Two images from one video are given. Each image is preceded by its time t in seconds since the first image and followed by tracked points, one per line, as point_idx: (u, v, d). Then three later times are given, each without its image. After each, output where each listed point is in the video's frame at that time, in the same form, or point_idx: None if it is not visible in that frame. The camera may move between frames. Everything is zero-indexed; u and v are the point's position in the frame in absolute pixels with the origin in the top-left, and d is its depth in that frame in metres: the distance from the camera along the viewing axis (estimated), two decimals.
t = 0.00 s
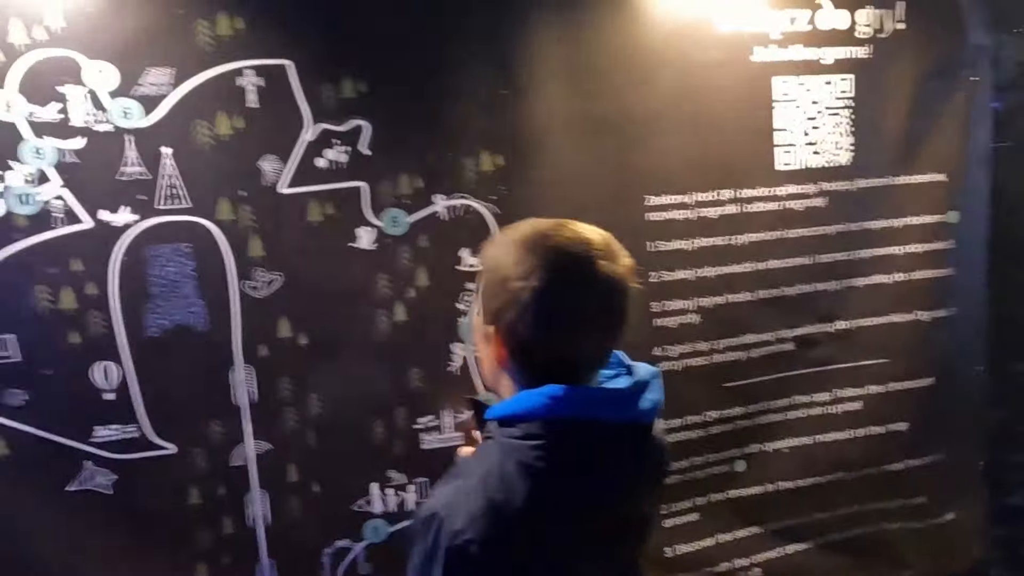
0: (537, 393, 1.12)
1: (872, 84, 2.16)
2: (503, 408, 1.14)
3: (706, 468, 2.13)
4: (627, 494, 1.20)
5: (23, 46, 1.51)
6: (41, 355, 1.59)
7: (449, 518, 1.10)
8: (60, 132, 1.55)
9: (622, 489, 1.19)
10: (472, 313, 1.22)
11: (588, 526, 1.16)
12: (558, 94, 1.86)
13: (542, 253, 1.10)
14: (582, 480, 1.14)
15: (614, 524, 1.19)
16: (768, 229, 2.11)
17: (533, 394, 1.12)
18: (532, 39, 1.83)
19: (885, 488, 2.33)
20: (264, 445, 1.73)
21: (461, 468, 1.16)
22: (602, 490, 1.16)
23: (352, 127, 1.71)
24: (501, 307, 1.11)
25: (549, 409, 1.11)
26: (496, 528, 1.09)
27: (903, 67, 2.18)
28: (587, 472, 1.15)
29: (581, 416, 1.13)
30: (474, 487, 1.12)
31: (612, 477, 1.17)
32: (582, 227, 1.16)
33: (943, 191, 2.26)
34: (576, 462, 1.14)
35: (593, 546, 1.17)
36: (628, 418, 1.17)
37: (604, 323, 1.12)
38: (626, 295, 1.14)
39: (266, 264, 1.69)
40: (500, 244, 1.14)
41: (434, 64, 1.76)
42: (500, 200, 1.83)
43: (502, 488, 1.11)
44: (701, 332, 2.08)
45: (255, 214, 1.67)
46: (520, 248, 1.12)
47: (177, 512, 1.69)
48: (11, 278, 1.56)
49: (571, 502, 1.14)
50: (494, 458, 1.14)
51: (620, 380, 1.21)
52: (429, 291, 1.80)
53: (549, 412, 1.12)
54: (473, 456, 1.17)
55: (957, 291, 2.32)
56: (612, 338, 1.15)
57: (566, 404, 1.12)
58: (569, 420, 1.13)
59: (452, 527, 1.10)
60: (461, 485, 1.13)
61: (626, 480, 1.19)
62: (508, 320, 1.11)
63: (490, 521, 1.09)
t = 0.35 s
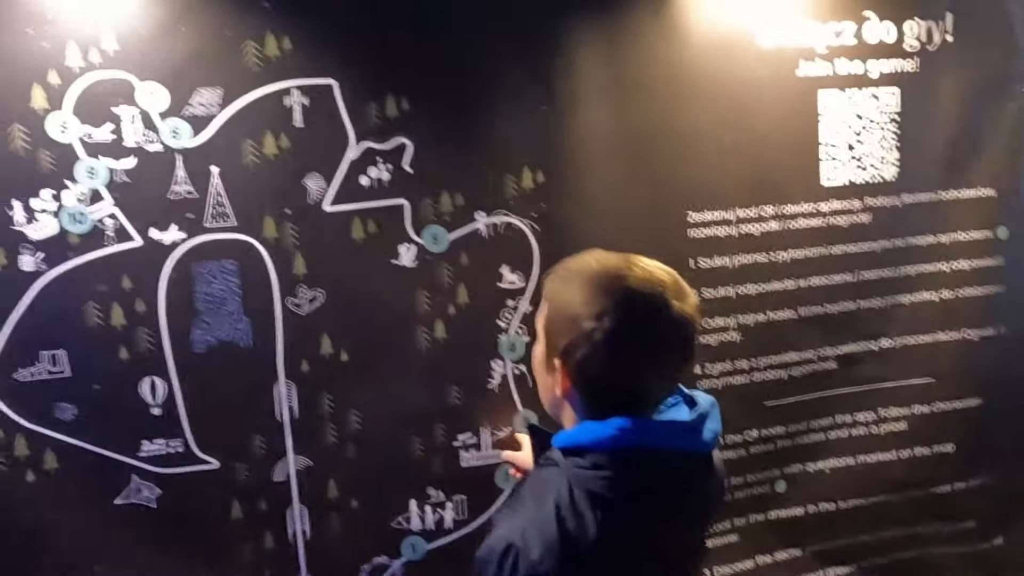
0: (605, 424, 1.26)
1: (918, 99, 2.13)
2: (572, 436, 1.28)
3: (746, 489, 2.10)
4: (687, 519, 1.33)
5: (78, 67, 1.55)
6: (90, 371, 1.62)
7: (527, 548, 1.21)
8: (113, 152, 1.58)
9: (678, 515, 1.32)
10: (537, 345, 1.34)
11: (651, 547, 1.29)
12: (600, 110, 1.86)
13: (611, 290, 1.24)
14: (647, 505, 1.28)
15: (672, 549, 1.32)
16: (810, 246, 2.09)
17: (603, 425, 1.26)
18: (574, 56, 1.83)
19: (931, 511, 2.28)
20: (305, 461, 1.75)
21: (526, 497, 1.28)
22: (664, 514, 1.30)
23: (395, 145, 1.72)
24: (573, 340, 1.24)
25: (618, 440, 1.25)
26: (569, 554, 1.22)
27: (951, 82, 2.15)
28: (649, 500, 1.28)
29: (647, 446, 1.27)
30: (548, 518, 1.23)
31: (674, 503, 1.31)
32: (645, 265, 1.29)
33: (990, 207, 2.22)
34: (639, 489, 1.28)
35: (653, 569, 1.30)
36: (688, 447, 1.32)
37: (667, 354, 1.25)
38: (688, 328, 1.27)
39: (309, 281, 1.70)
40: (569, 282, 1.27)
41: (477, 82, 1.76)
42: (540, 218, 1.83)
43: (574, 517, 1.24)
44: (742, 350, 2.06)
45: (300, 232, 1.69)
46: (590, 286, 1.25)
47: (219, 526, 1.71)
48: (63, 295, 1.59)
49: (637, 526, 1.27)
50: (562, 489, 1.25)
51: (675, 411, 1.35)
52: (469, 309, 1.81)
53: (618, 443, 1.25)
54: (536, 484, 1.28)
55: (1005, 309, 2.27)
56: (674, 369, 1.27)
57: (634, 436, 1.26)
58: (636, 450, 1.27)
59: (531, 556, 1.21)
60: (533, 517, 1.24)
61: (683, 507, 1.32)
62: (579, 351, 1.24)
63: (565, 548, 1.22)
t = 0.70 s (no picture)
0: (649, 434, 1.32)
1: (957, 112, 2.10)
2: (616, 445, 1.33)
3: (780, 504, 2.09)
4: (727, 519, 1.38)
5: (122, 85, 1.57)
6: (131, 383, 1.64)
7: (593, 550, 1.26)
8: (155, 167, 1.60)
9: (722, 518, 1.37)
10: (582, 362, 1.41)
11: (694, 549, 1.34)
12: (635, 124, 1.85)
13: (659, 318, 1.30)
14: (689, 510, 1.33)
15: (717, 550, 1.37)
16: (846, 260, 2.07)
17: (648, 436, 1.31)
18: (609, 71, 1.83)
19: (970, 528, 2.24)
20: (340, 473, 1.75)
21: (580, 504, 1.33)
22: (705, 517, 1.35)
23: (431, 160, 1.73)
24: (623, 362, 1.30)
25: (662, 450, 1.30)
26: (630, 555, 1.28)
27: (990, 95, 2.12)
28: (694, 504, 1.33)
29: (689, 454, 1.32)
30: (607, 521, 1.28)
31: (714, 505, 1.36)
32: (689, 291, 1.35)
33: None
34: (684, 493, 1.33)
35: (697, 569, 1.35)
36: (728, 452, 1.36)
37: (713, 377, 1.32)
38: (730, 355, 1.34)
39: (346, 294, 1.71)
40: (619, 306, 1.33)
41: (513, 98, 1.77)
42: (575, 232, 1.83)
43: (631, 520, 1.29)
44: (777, 365, 2.05)
45: (337, 246, 1.70)
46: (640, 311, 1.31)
47: (256, 537, 1.72)
48: (105, 309, 1.61)
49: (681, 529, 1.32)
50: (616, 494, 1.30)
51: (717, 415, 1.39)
52: (504, 323, 1.81)
53: (661, 453, 1.30)
54: (588, 491, 1.33)
55: None
56: (715, 392, 1.34)
57: (677, 444, 1.30)
58: (679, 458, 1.31)
59: (598, 557, 1.26)
60: (593, 520, 1.29)
61: (725, 509, 1.37)
62: (626, 375, 1.30)
63: (626, 548, 1.27)
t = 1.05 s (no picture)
0: (670, 407, 1.35)
1: (963, 116, 2.10)
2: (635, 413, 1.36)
3: (784, 507, 2.11)
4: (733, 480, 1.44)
5: (135, 90, 1.59)
6: (143, 383, 1.66)
7: (628, 513, 1.32)
8: (167, 171, 1.63)
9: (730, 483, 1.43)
10: (598, 339, 1.41)
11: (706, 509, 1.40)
12: (641, 128, 1.87)
13: (685, 299, 1.32)
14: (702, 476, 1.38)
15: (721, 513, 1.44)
16: (852, 263, 2.08)
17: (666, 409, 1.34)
18: (615, 75, 1.84)
19: (974, 531, 2.25)
20: (348, 474, 1.77)
21: (607, 467, 1.37)
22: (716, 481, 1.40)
23: (438, 164, 1.75)
24: (649, 342, 1.32)
25: (678, 422, 1.34)
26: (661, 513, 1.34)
27: (996, 99, 2.12)
28: (706, 471, 1.38)
29: (704, 425, 1.35)
30: (638, 486, 1.33)
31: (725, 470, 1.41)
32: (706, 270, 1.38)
33: None
34: (700, 465, 1.37)
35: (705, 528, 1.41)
36: (737, 420, 1.40)
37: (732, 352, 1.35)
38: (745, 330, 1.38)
39: (354, 297, 1.73)
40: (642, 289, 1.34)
41: (520, 102, 1.78)
42: (580, 235, 1.85)
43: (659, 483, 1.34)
44: (782, 367, 2.06)
45: (345, 249, 1.72)
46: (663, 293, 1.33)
47: (264, 537, 1.74)
48: (117, 310, 1.63)
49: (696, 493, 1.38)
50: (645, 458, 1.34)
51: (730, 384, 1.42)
52: (510, 325, 1.82)
53: (678, 425, 1.34)
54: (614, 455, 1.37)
55: None
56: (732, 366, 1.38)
57: (693, 416, 1.34)
58: (695, 428, 1.35)
59: (633, 519, 1.32)
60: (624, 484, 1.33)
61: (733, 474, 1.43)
62: (656, 352, 1.32)
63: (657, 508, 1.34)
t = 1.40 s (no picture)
0: (631, 388, 1.39)
1: (942, 114, 2.13)
2: (599, 395, 1.40)
3: (767, 498, 2.14)
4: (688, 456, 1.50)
5: (121, 87, 1.61)
6: (129, 378, 1.68)
7: (601, 492, 1.37)
8: (153, 167, 1.64)
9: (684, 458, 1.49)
10: (561, 323, 1.43)
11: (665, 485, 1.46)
12: (623, 125, 1.89)
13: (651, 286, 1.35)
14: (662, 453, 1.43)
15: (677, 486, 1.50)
16: (833, 259, 2.11)
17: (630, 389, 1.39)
18: (598, 73, 1.86)
19: (953, 522, 2.29)
20: (334, 466, 1.79)
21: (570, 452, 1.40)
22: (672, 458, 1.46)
23: (423, 160, 1.76)
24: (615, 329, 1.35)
25: (640, 400, 1.39)
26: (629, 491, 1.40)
27: (975, 96, 2.15)
28: (665, 449, 1.43)
29: (664, 404, 1.41)
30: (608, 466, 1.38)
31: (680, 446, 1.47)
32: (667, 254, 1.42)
33: (1014, 221, 2.22)
34: (661, 441, 1.43)
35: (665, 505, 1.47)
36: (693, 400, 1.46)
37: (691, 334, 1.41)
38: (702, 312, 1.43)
39: (339, 291, 1.75)
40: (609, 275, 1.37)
41: (503, 100, 1.80)
42: (563, 230, 1.87)
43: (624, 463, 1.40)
44: (764, 361, 2.09)
45: (331, 244, 1.73)
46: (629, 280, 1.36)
47: (251, 529, 1.76)
48: (104, 305, 1.65)
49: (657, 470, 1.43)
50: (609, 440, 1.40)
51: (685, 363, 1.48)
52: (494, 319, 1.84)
53: (640, 403, 1.39)
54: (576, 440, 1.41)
55: None
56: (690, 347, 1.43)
57: (654, 396, 1.39)
58: (656, 408, 1.40)
59: (605, 497, 1.38)
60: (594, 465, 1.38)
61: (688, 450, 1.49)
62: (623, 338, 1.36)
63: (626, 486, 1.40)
